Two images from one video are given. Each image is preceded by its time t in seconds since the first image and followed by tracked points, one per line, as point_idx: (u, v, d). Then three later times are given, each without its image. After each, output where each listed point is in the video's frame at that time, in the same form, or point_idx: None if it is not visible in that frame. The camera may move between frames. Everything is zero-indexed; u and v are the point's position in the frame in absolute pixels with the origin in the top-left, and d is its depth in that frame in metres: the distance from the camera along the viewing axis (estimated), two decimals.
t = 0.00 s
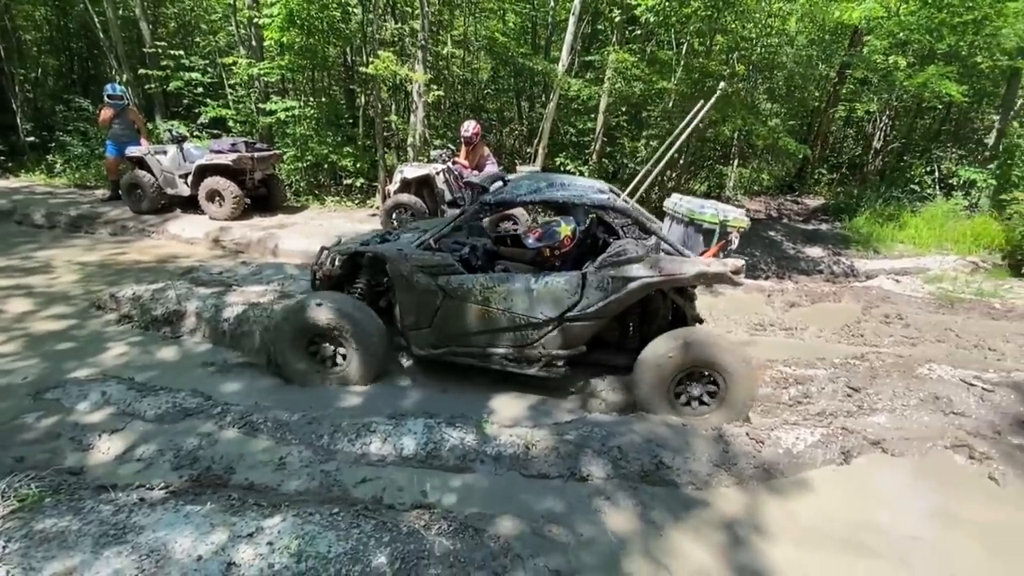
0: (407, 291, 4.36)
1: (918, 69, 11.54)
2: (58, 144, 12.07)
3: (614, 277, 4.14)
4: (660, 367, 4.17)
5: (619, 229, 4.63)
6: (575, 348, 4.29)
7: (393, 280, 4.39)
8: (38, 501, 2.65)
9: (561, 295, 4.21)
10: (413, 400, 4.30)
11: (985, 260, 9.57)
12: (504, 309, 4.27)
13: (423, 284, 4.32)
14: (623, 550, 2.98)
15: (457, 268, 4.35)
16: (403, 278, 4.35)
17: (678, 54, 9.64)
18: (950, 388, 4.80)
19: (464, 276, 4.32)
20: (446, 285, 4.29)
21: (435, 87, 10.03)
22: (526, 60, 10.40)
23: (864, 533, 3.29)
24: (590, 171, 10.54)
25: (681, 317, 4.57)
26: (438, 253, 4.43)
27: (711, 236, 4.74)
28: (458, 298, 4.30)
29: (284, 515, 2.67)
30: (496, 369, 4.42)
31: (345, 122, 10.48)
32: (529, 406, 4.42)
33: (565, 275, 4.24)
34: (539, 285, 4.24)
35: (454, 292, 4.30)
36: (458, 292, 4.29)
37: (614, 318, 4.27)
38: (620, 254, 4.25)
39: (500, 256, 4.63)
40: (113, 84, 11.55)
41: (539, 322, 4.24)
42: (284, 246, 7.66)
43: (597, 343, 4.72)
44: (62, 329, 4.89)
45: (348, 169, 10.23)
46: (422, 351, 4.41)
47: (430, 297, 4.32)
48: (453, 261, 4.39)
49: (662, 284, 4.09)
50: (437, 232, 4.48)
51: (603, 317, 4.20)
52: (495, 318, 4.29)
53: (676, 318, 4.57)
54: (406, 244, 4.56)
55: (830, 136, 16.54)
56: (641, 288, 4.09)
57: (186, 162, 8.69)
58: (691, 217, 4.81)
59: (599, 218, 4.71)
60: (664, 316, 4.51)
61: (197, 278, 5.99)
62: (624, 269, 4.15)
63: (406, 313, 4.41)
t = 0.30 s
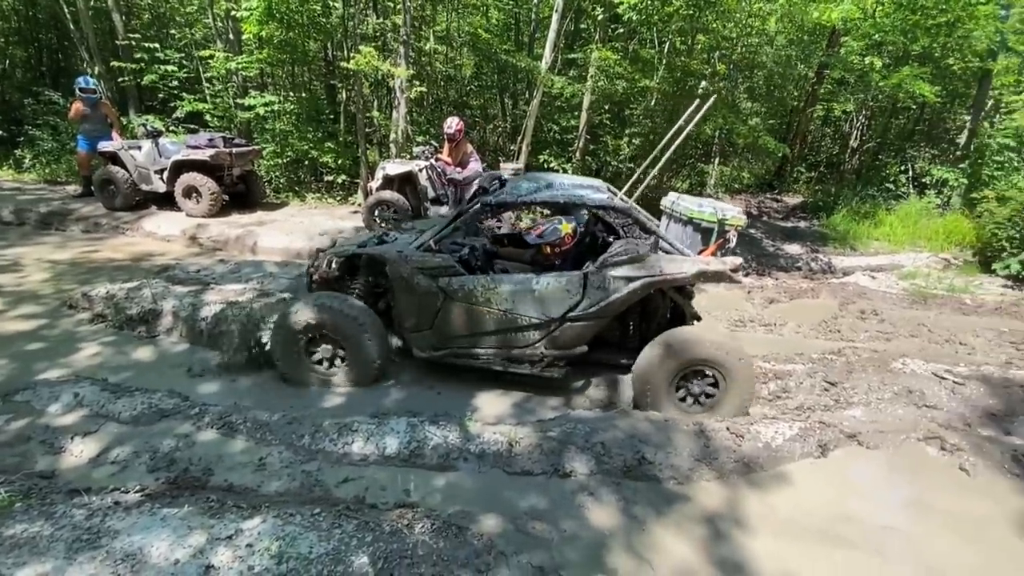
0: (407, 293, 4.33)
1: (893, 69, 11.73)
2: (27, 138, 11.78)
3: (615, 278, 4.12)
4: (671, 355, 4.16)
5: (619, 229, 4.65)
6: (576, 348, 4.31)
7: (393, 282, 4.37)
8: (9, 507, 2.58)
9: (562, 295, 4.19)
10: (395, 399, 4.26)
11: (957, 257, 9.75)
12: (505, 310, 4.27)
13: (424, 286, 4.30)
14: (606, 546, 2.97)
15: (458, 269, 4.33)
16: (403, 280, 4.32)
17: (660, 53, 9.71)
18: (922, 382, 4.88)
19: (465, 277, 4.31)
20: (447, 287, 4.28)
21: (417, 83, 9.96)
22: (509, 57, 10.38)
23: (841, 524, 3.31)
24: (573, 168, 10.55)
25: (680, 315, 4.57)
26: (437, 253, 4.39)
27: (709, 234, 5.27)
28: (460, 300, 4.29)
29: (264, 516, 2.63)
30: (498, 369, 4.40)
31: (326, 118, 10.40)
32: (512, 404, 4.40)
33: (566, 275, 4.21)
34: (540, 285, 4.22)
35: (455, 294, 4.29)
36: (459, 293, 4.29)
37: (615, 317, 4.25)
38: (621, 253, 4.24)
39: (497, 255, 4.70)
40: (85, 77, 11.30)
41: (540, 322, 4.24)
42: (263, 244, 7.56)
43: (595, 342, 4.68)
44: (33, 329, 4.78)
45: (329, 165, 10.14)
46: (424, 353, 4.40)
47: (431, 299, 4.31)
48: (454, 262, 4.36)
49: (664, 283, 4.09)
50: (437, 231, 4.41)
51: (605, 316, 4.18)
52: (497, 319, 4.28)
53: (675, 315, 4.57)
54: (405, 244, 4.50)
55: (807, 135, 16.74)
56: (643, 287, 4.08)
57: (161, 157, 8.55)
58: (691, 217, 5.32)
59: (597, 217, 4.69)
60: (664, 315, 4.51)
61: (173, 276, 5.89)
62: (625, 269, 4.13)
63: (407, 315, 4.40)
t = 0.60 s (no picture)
0: (417, 295, 4.29)
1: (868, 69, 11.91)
2: None
3: (624, 275, 4.12)
4: (706, 345, 4.15)
5: (629, 227, 4.48)
6: (588, 346, 4.30)
7: (401, 284, 4.32)
8: None
9: (573, 293, 4.18)
10: (375, 399, 4.20)
11: (928, 253, 9.93)
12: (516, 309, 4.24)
13: (434, 287, 4.25)
14: (588, 542, 2.97)
15: (468, 270, 4.27)
16: (413, 281, 4.27)
17: (640, 52, 9.75)
18: (896, 375, 4.96)
19: (475, 278, 4.26)
20: (457, 288, 4.24)
21: (396, 80, 9.87)
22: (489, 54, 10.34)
23: (817, 516, 3.34)
24: (555, 167, 10.54)
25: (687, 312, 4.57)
26: (447, 254, 4.33)
27: (715, 231, 5.57)
28: (470, 301, 4.25)
29: (242, 519, 2.58)
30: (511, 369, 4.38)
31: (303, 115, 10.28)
32: (494, 402, 4.38)
33: (576, 273, 4.21)
34: (551, 285, 4.20)
35: (465, 295, 4.25)
36: (469, 294, 4.25)
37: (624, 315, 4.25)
38: (631, 250, 4.24)
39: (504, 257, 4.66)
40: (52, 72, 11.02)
41: (551, 321, 4.23)
42: (239, 243, 7.45)
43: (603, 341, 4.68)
44: None
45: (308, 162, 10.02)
46: (437, 356, 4.37)
47: (440, 300, 4.27)
48: (463, 263, 4.30)
49: (674, 279, 4.07)
50: (446, 233, 4.36)
51: (617, 313, 4.18)
52: (507, 318, 4.26)
53: (681, 312, 4.56)
54: (412, 245, 4.45)
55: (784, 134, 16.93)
56: (652, 285, 4.08)
57: (133, 154, 8.35)
58: (696, 215, 5.60)
59: (602, 215, 4.70)
60: (669, 311, 4.52)
61: (146, 275, 5.77)
62: (634, 266, 4.12)
63: (417, 316, 4.36)
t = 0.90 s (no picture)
0: (433, 293, 4.31)
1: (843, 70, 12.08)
2: None
3: (638, 269, 4.13)
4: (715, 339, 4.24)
5: (640, 223, 4.54)
6: (601, 340, 4.28)
7: (417, 283, 4.33)
8: None
9: (587, 288, 4.20)
10: (355, 399, 4.14)
11: (901, 251, 10.10)
12: (530, 306, 4.26)
13: (449, 285, 4.27)
14: (571, 539, 2.95)
15: (482, 267, 4.29)
16: (428, 280, 4.29)
17: (620, 52, 9.79)
18: (870, 369, 5.04)
19: (490, 275, 4.28)
20: (473, 285, 4.26)
21: (376, 78, 9.79)
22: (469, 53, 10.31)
23: (795, 508, 3.36)
24: (537, 166, 10.55)
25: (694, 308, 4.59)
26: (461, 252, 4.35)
27: (719, 225, 7.18)
28: (485, 298, 4.27)
29: (218, 523, 2.52)
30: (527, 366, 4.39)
31: (282, 113, 10.16)
32: (477, 400, 4.35)
33: (590, 268, 4.22)
34: (565, 280, 4.22)
35: (481, 292, 4.26)
36: (485, 291, 4.26)
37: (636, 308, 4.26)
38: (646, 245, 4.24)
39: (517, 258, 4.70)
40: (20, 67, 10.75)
41: (564, 316, 4.23)
42: (216, 242, 7.34)
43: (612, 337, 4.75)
44: None
45: (286, 161, 9.89)
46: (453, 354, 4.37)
47: (456, 297, 4.29)
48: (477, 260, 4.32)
49: (684, 272, 4.10)
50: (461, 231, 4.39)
51: (630, 307, 4.18)
52: (522, 314, 4.27)
53: (688, 306, 4.56)
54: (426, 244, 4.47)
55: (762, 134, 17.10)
56: (666, 278, 4.10)
57: (104, 152, 8.22)
58: (702, 213, 7.25)
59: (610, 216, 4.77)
60: (676, 307, 4.55)
61: (118, 275, 5.65)
62: (647, 260, 4.15)
63: (430, 315, 4.38)
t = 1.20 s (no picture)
0: (437, 296, 4.29)
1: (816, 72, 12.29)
2: None
3: (642, 268, 4.22)
4: (716, 336, 4.29)
5: (642, 223, 4.58)
6: (606, 339, 4.34)
7: (421, 286, 4.31)
8: None
9: (592, 289, 4.24)
10: (333, 403, 4.09)
11: (872, 249, 10.29)
12: (537, 307, 4.27)
13: (455, 288, 4.25)
14: (548, 539, 2.96)
15: (487, 268, 4.29)
16: (433, 282, 4.27)
17: (599, 52, 9.84)
18: (841, 365, 5.13)
19: (495, 276, 4.28)
20: (479, 288, 4.23)
21: (352, 76, 9.69)
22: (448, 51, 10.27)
23: (768, 503, 3.41)
24: (517, 165, 10.54)
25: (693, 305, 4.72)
26: (467, 254, 4.35)
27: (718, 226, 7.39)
28: (491, 299, 4.25)
29: (188, 530, 2.49)
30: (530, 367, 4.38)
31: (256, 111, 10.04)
32: (454, 401, 4.34)
33: (594, 268, 4.27)
34: (572, 281, 4.25)
35: (486, 294, 4.24)
36: (490, 293, 4.25)
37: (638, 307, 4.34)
38: (648, 245, 4.34)
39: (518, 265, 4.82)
40: None
41: (571, 315, 4.28)
42: (188, 243, 7.22)
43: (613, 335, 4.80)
44: None
45: (261, 160, 9.74)
46: (457, 357, 4.34)
47: (461, 300, 4.26)
48: (482, 262, 4.33)
49: (686, 271, 4.22)
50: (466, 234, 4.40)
51: (634, 306, 4.27)
52: (528, 315, 4.28)
53: (687, 304, 4.67)
54: (430, 247, 4.46)
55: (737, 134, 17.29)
56: (668, 276, 4.20)
57: (70, 150, 8.08)
58: (701, 214, 7.46)
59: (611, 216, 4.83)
60: (675, 305, 4.65)
61: (86, 277, 5.54)
62: (650, 260, 4.25)
63: (434, 317, 4.34)
